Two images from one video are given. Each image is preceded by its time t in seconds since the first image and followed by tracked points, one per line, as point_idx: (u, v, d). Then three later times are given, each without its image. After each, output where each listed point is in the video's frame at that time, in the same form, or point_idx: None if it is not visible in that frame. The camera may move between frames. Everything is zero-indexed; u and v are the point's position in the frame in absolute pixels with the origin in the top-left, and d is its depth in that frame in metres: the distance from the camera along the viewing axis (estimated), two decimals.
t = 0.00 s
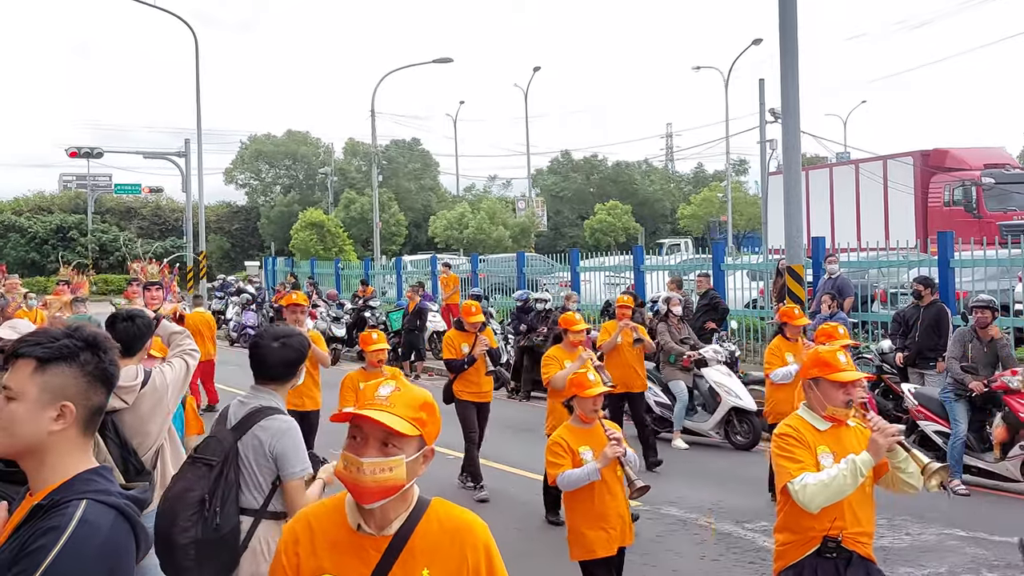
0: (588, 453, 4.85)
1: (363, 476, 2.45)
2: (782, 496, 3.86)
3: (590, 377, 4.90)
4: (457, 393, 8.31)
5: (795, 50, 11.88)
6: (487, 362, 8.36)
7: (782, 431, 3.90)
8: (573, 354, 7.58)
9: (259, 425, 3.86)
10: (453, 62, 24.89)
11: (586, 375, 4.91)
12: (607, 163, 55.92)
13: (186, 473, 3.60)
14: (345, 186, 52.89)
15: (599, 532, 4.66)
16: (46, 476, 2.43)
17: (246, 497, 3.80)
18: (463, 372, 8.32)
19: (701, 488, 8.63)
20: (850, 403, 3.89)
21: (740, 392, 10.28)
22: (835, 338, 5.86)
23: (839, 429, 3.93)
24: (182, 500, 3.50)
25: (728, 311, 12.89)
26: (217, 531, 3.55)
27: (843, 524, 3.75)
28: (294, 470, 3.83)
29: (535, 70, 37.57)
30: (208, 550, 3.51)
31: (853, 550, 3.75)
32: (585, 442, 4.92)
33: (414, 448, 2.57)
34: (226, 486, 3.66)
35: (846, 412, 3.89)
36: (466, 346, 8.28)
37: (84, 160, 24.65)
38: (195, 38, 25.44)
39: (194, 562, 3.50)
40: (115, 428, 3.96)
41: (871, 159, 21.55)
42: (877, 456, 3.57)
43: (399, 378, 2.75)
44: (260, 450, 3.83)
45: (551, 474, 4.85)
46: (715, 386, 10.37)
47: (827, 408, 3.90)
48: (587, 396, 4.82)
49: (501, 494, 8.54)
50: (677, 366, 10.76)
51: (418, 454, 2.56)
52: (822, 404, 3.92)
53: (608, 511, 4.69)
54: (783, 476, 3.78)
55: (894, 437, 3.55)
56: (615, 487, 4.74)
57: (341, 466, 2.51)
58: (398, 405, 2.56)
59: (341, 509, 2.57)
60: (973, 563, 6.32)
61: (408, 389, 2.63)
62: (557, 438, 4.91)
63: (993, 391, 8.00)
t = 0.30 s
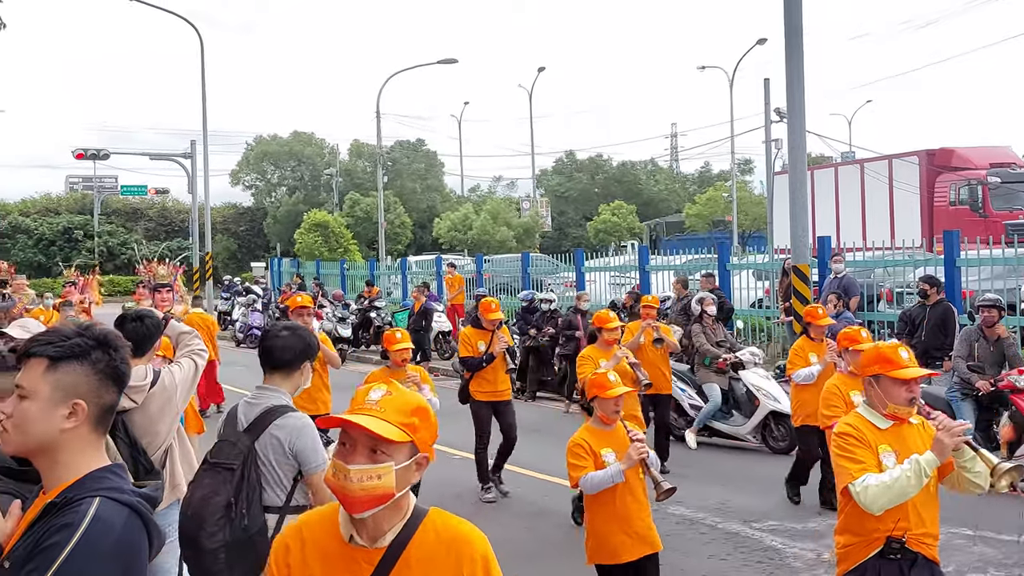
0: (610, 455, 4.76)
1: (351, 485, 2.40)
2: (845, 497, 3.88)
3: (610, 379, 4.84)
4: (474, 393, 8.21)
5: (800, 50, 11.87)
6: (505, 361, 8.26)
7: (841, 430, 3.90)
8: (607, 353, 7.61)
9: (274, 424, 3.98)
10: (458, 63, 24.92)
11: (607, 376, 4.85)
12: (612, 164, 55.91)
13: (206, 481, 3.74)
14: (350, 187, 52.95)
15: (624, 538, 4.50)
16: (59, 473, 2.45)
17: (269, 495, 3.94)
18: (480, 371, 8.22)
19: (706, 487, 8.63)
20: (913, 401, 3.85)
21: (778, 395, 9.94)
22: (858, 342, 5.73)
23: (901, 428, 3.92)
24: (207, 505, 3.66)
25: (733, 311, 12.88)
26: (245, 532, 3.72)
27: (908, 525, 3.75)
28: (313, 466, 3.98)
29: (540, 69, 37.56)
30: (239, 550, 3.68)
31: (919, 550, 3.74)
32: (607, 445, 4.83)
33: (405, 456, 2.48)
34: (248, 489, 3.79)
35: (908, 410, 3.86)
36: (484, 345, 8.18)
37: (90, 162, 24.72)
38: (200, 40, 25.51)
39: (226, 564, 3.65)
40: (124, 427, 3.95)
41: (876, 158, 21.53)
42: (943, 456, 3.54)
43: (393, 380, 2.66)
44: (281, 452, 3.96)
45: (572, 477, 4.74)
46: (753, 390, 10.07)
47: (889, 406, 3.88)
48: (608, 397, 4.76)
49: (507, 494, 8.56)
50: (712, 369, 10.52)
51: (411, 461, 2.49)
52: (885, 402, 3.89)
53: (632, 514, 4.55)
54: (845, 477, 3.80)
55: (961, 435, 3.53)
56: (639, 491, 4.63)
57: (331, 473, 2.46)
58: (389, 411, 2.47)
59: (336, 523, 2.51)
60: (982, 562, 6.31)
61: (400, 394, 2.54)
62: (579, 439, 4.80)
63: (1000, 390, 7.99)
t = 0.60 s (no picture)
0: (635, 461, 4.67)
1: (315, 495, 2.35)
2: (897, 508, 3.88)
3: (636, 382, 4.76)
4: (496, 400, 8.11)
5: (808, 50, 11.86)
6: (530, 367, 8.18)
7: (893, 438, 3.88)
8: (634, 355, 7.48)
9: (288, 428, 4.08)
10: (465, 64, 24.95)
11: (632, 379, 4.76)
12: (620, 165, 55.91)
13: (222, 488, 3.85)
14: (358, 189, 53.06)
15: (648, 546, 4.49)
16: (73, 472, 2.46)
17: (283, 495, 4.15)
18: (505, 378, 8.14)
19: (714, 489, 8.63)
20: (967, 409, 3.84)
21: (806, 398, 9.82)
22: (885, 343, 5.72)
23: (953, 435, 3.91)
24: (228, 511, 3.81)
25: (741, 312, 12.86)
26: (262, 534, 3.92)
27: (965, 536, 3.76)
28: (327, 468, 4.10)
29: (548, 71, 37.64)
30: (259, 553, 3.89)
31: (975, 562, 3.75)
32: (631, 450, 4.75)
33: (371, 463, 2.42)
34: (265, 492, 3.94)
35: (961, 418, 3.85)
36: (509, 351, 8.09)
37: (99, 164, 24.81)
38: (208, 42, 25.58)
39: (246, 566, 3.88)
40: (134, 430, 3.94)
41: (885, 159, 21.50)
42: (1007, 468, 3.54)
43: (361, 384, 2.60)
44: (295, 450, 4.13)
45: (597, 482, 4.65)
46: (780, 393, 9.97)
47: (943, 414, 3.87)
48: (634, 401, 4.68)
49: (515, 495, 8.57)
50: (740, 371, 10.38)
51: (379, 468, 2.43)
52: (937, 409, 3.88)
53: (656, 520, 4.53)
54: (900, 488, 3.78)
55: None
56: (665, 498, 4.59)
57: (297, 484, 2.41)
58: (354, 416, 2.41)
59: (306, 541, 2.48)
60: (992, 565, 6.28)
61: (368, 399, 2.48)
62: (603, 444, 4.72)
63: (1010, 392, 7.97)
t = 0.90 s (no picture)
0: (673, 468, 4.60)
1: (310, 505, 2.33)
2: (961, 526, 3.87)
3: (674, 388, 4.66)
4: (531, 402, 7.98)
5: (821, 55, 11.85)
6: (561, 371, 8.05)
7: (957, 452, 3.89)
8: (661, 364, 7.35)
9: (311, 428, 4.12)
10: (477, 69, 25.02)
11: (670, 385, 4.67)
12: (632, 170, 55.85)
13: (245, 488, 3.94)
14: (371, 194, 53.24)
15: (687, 555, 4.46)
16: (93, 472, 2.49)
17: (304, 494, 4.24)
18: (536, 380, 8.02)
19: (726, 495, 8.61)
20: None
21: (829, 404, 9.78)
22: (919, 349, 5.62)
23: (1012, 447, 3.94)
24: (250, 512, 3.91)
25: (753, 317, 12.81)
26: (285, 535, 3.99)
27: None
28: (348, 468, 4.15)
29: (559, 76, 37.66)
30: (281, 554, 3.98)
31: None
32: (668, 456, 4.68)
33: (369, 473, 2.38)
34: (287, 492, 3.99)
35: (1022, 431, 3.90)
36: (542, 353, 8.00)
37: (114, 169, 24.97)
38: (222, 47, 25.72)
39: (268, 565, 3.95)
40: (152, 434, 4.09)
41: (898, 164, 21.44)
42: None
43: (361, 389, 2.55)
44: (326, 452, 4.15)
45: (632, 488, 4.60)
46: (803, 399, 9.90)
47: (1005, 426, 3.90)
48: (672, 408, 4.57)
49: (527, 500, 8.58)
50: (762, 377, 10.37)
51: (378, 478, 2.39)
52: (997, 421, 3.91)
53: (694, 528, 4.49)
54: (967, 504, 3.79)
55: None
56: (704, 508, 4.56)
57: (296, 494, 2.40)
58: (351, 425, 2.38)
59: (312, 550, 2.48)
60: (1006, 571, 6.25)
61: (368, 406, 2.44)
62: (641, 450, 4.65)
63: None
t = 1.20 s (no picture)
0: (711, 476, 4.57)
1: (351, 512, 2.33)
2: (1013, 541, 3.93)
3: (713, 393, 4.64)
4: (563, 411, 7.78)
5: (837, 61, 11.83)
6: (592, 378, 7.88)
7: (1012, 463, 3.87)
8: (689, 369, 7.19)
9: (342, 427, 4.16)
10: (493, 75, 25.09)
11: (709, 391, 4.65)
12: (646, 176, 55.77)
13: (274, 483, 4.01)
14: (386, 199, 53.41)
15: (725, 564, 4.43)
16: (111, 470, 2.51)
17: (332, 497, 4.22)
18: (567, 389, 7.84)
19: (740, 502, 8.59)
20: None
21: (848, 411, 9.81)
22: (965, 358, 5.43)
23: None
24: (279, 505, 3.95)
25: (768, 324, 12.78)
26: (311, 534, 4.00)
27: None
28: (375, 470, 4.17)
29: (574, 82, 37.73)
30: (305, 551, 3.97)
31: None
32: (706, 464, 4.64)
33: (413, 482, 2.33)
34: (315, 490, 4.05)
35: None
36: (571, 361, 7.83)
37: (131, 172, 25.15)
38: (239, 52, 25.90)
39: (292, 564, 3.94)
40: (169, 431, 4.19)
41: (914, 171, 21.36)
42: None
43: (410, 394, 2.51)
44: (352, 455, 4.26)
45: (670, 497, 4.56)
46: (820, 405, 9.91)
47: None
48: (710, 414, 4.57)
49: (541, 506, 8.58)
50: (780, 384, 10.27)
51: (421, 487, 2.34)
52: None
53: (732, 537, 4.45)
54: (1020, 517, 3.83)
55: None
56: (743, 517, 4.52)
57: (340, 500, 2.39)
58: (393, 431, 2.34)
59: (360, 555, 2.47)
60: None
61: (415, 410, 2.38)
62: (678, 458, 4.62)
63: None
